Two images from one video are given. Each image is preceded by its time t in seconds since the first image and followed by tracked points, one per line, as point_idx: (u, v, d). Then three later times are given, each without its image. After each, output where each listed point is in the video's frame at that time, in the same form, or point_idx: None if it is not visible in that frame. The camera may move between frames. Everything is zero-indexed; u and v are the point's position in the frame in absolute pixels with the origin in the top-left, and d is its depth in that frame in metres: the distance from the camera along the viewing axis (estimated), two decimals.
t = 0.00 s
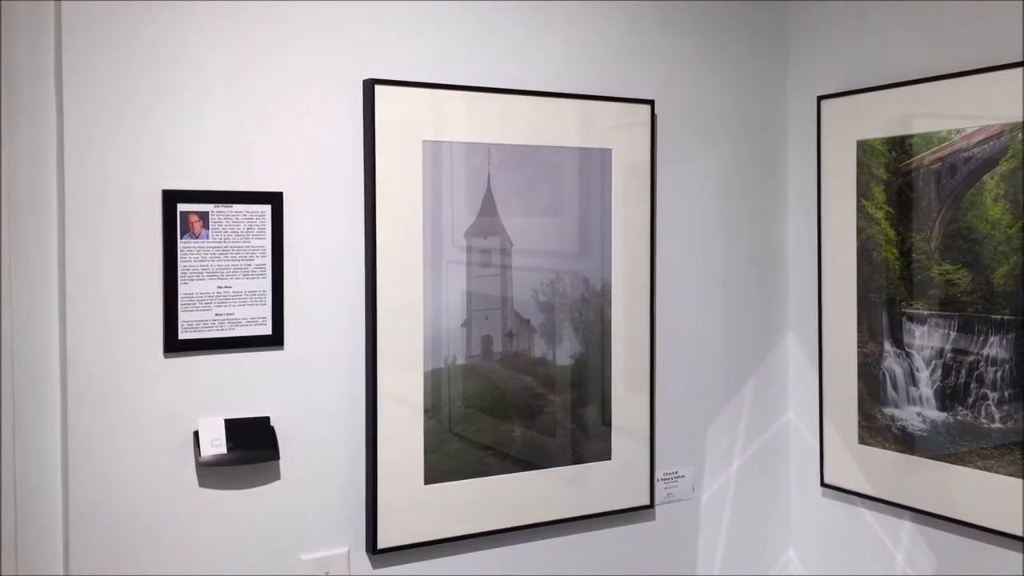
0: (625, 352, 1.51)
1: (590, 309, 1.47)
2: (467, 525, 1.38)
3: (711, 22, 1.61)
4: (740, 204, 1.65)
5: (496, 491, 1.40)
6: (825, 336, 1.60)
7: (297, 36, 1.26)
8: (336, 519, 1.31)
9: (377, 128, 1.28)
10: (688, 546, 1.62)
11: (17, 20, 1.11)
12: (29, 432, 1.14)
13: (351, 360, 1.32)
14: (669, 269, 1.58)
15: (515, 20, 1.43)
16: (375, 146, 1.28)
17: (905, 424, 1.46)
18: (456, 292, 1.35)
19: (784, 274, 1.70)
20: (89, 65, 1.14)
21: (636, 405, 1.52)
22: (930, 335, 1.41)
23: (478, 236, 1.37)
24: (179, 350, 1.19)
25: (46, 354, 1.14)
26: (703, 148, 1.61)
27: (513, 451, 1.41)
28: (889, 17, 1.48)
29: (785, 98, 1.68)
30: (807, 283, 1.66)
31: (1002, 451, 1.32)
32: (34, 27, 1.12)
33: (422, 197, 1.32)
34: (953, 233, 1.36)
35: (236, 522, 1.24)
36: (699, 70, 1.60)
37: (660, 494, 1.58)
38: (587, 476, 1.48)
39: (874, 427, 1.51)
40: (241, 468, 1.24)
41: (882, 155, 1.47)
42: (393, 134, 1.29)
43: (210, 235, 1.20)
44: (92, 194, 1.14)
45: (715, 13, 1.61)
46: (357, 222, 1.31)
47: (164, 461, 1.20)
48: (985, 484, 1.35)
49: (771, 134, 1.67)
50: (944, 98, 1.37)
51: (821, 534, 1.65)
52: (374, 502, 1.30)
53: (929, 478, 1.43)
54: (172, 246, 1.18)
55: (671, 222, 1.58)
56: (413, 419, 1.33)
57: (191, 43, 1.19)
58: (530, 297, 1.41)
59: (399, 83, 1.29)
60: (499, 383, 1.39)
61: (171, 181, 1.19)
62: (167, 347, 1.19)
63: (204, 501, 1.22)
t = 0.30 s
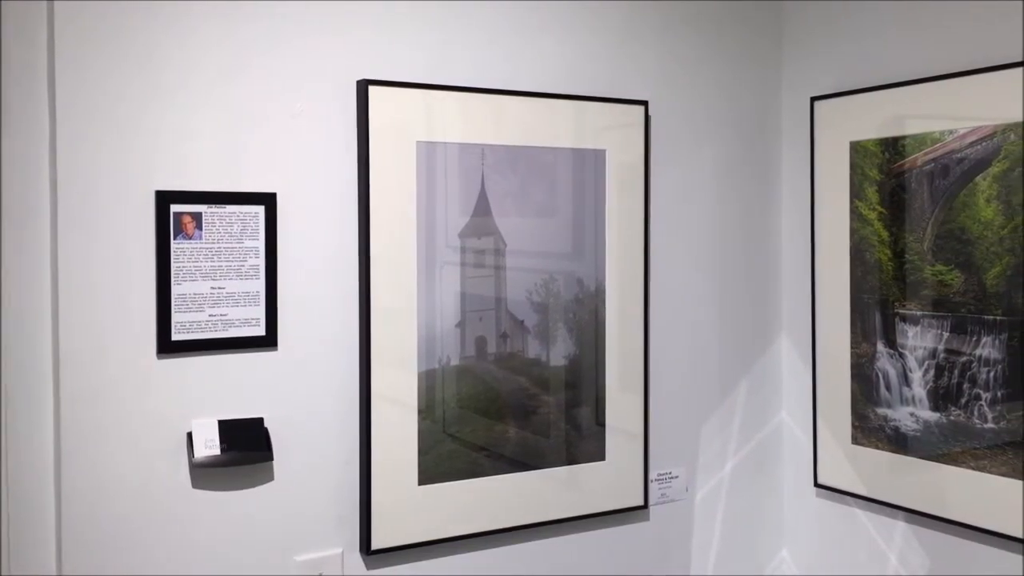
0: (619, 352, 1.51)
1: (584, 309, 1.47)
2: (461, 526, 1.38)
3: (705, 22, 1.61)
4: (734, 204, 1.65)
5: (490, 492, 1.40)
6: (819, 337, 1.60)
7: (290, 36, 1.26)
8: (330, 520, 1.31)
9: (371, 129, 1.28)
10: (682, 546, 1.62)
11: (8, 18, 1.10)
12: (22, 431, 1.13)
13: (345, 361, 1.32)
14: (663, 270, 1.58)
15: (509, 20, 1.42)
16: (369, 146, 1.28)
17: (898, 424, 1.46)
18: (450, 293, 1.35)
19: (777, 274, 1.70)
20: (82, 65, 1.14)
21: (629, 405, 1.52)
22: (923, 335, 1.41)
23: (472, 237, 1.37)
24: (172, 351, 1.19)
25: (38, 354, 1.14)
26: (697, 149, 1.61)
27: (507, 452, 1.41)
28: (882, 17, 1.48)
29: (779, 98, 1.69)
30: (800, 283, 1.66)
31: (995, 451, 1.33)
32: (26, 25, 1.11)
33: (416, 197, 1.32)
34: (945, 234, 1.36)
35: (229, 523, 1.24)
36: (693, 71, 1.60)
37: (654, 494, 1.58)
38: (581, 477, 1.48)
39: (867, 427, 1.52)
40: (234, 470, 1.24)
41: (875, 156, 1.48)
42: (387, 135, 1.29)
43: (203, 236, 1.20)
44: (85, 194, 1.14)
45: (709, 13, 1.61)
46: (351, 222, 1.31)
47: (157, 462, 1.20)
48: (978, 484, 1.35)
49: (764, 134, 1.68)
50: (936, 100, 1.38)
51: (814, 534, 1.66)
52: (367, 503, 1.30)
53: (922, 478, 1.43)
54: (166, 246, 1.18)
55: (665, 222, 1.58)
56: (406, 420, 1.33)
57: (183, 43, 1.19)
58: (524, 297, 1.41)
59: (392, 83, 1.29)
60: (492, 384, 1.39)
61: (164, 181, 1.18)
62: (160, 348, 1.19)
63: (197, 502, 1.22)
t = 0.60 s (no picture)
0: (611, 353, 1.51)
1: (576, 310, 1.47)
2: (453, 527, 1.38)
3: (697, 23, 1.61)
4: (726, 204, 1.65)
5: (482, 493, 1.40)
6: (810, 337, 1.61)
7: (281, 37, 1.25)
8: (322, 522, 1.31)
9: (363, 129, 1.28)
10: (675, 547, 1.62)
11: None
12: (13, 432, 1.14)
13: (337, 362, 1.31)
14: (655, 270, 1.58)
15: (501, 21, 1.42)
16: (361, 147, 1.28)
17: (889, 425, 1.47)
18: (442, 294, 1.35)
19: (768, 274, 1.70)
20: (73, 65, 1.13)
21: (621, 407, 1.52)
22: (914, 336, 1.42)
23: (464, 237, 1.36)
24: (163, 353, 1.19)
25: (29, 355, 1.14)
26: (689, 150, 1.61)
27: (499, 453, 1.41)
28: (873, 19, 1.48)
29: (770, 99, 1.69)
30: (792, 284, 1.66)
31: (985, 452, 1.33)
32: (17, 27, 1.11)
33: (408, 198, 1.32)
34: (936, 235, 1.37)
35: (221, 524, 1.24)
36: (684, 72, 1.60)
37: (646, 495, 1.58)
38: (574, 478, 1.48)
39: (858, 428, 1.52)
40: (225, 471, 1.24)
41: (866, 157, 1.48)
42: (379, 136, 1.29)
43: (194, 237, 1.19)
44: (75, 195, 1.14)
45: (701, 14, 1.61)
46: (343, 223, 1.31)
47: (149, 464, 1.19)
48: (968, 484, 1.35)
49: (756, 135, 1.68)
50: (926, 101, 1.39)
51: (806, 534, 1.66)
52: (359, 504, 1.30)
53: (913, 478, 1.44)
54: (157, 247, 1.17)
55: (657, 223, 1.58)
56: (398, 421, 1.33)
57: (174, 43, 1.19)
58: (516, 298, 1.41)
59: (384, 84, 1.29)
60: (484, 385, 1.39)
61: (155, 182, 1.18)
62: (150, 350, 1.18)
63: (188, 504, 1.22)
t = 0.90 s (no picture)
0: (600, 353, 1.51)
1: (565, 311, 1.47)
2: (442, 529, 1.37)
3: (685, 25, 1.62)
4: (713, 205, 1.65)
5: (470, 495, 1.39)
6: (798, 338, 1.61)
7: (269, 37, 1.25)
8: (309, 524, 1.30)
9: (351, 130, 1.28)
10: (663, 547, 1.62)
11: None
12: None
13: (325, 363, 1.31)
14: (643, 271, 1.58)
15: (489, 22, 1.43)
16: (349, 148, 1.28)
17: (876, 425, 1.47)
18: (430, 296, 1.35)
19: (756, 276, 1.71)
20: (59, 65, 1.13)
21: (610, 408, 1.53)
22: (901, 336, 1.42)
23: (452, 239, 1.36)
24: (150, 354, 1.18)
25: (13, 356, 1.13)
26: (677, 150, 1.61)
27: (487, 454, 1.41)
28: (860, 21, 1.49)
29: (758, 101, 1.70)
30: (780, 284, 1.67)
31: (971, 452, 1.34)
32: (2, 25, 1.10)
33: (395, 199, 1.32)
34: (923, 235, 1.38)
35: (208, 527, 1.23)
36: (673, 73, 1.60)
37: (635, 496, 1.58)
38: (562, 479, 1.48)
39: (846, 428, 1.52)
40: (213, 473, 1.23)
41: (853, 158, 1.49)
42: (367, 137, 1.29)
43: (181, 239, 1.19)
44: (61, 196, 1.13)
45: (689, 16, 1.62)
46: (330, 225, 1.31)
47: (135, 466, 1.19)
48: (955, 484, 1.36)
49: (744, 137, 1.68)
50: (913, 102, 1.39)
51: (794, 534, 1.66)
52: (347, 506, 1.29)
53: (900, 478, 1.44)
54: (143, 248, 1.17)
55: (646, 224, 1.58)
56: (387, 423, 1.32)
57: (161, 44, 1.18)
58: (504, 299, 1.41)
59: (372, 86, 1.29)
60: (472, 386, 1.39)
61: (142, 183, 1.17)
62: (137, 352, 1.18)
63: (175, 506, 1.21)
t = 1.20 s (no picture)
0: (588, 354, 1.51)
1: (552, 312, 1.47)
2: (430, 530, 1.37)
3: (673, 26, 1.62)
4: (701, 205, 1.66)
5: (458, 496, 1.39)
6: (785, 339, 1.62)
7: (256, 38, 1.25)
8: (296, 525, 1.30)
9: (339, 131, 1.28)
10: (651, 547, 1.62)
11: None
12: None
13: (312, 364, 1.31)
14: (631, 272, 1.58)
15: (477, 23, 1.43)
16: (336, 149, 1.27)
17: (863, 425, 1.48)
18: (418, 297, 1.35)
19: (744, 277, 1.71)
20: (43, 65, 1.12)
21: (598, 408, 1.53)
22: (887, 336, 1.43)
23: (439, 240, 1.36)
24: (136, 356, 1.18)
25: None
26: (665, 151, 1.62)
27: (475, 455, 1.41)
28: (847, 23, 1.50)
29: (745, 102, 1.70)
30: (767, 285, 1.67)
31: (957, 451, 1.34)
32: None
33: (383, 199, 1.31)
34: (909, 236, 1.38)
35: (194, 529, 1.22)
36: (660, 74, 1.61)
37: (622, 496, 1.58)
38: (550, 480, 1.48)
39: (832, 428, 1.53)
40: (199, 475, 1.23)
41: (840, 159, 1.49)
42: (354, 138, 1.29)
43: (167, 239, 1.18)
44: (45, 196, 1.12)
45: (677, 17, 1.62)
46: (317, 226, 1.30)
47: (121, 468, 1.18)
48: (941, 484, 1.37)
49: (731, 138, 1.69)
50: (899, 104, 1.40)
51: (781, 534, 1.67)
52: (334, 507, 1.29)
53: (887, 478, 1.45)
54: (129, 250, 1.16)
55: (634, 225, 1.58)
56: (375, 424, 1.32)
57: (147, 44, 1.18)
58: (492, 300, 1.41)
59: (360, 86, 1.29)
60: (460, 387, 1.39)
61: (127, 184, 1.17)
62: (123, 353, 1.17)
63: (161, 509, 1.20)
